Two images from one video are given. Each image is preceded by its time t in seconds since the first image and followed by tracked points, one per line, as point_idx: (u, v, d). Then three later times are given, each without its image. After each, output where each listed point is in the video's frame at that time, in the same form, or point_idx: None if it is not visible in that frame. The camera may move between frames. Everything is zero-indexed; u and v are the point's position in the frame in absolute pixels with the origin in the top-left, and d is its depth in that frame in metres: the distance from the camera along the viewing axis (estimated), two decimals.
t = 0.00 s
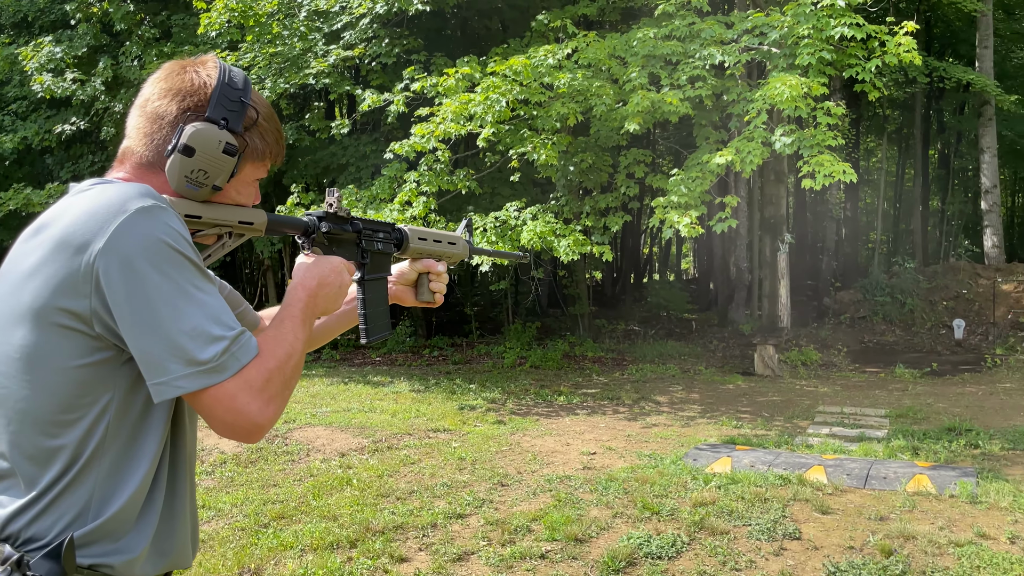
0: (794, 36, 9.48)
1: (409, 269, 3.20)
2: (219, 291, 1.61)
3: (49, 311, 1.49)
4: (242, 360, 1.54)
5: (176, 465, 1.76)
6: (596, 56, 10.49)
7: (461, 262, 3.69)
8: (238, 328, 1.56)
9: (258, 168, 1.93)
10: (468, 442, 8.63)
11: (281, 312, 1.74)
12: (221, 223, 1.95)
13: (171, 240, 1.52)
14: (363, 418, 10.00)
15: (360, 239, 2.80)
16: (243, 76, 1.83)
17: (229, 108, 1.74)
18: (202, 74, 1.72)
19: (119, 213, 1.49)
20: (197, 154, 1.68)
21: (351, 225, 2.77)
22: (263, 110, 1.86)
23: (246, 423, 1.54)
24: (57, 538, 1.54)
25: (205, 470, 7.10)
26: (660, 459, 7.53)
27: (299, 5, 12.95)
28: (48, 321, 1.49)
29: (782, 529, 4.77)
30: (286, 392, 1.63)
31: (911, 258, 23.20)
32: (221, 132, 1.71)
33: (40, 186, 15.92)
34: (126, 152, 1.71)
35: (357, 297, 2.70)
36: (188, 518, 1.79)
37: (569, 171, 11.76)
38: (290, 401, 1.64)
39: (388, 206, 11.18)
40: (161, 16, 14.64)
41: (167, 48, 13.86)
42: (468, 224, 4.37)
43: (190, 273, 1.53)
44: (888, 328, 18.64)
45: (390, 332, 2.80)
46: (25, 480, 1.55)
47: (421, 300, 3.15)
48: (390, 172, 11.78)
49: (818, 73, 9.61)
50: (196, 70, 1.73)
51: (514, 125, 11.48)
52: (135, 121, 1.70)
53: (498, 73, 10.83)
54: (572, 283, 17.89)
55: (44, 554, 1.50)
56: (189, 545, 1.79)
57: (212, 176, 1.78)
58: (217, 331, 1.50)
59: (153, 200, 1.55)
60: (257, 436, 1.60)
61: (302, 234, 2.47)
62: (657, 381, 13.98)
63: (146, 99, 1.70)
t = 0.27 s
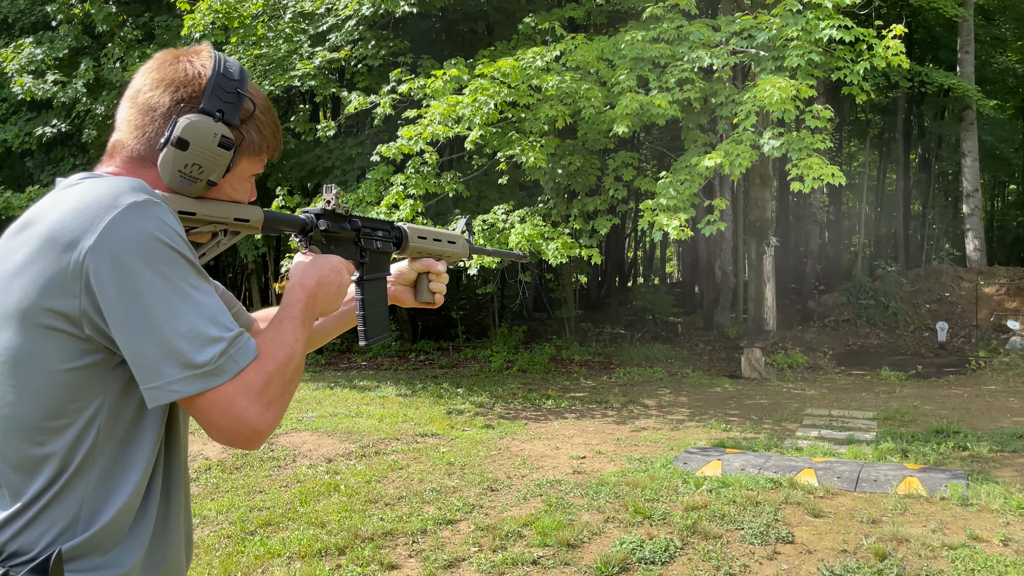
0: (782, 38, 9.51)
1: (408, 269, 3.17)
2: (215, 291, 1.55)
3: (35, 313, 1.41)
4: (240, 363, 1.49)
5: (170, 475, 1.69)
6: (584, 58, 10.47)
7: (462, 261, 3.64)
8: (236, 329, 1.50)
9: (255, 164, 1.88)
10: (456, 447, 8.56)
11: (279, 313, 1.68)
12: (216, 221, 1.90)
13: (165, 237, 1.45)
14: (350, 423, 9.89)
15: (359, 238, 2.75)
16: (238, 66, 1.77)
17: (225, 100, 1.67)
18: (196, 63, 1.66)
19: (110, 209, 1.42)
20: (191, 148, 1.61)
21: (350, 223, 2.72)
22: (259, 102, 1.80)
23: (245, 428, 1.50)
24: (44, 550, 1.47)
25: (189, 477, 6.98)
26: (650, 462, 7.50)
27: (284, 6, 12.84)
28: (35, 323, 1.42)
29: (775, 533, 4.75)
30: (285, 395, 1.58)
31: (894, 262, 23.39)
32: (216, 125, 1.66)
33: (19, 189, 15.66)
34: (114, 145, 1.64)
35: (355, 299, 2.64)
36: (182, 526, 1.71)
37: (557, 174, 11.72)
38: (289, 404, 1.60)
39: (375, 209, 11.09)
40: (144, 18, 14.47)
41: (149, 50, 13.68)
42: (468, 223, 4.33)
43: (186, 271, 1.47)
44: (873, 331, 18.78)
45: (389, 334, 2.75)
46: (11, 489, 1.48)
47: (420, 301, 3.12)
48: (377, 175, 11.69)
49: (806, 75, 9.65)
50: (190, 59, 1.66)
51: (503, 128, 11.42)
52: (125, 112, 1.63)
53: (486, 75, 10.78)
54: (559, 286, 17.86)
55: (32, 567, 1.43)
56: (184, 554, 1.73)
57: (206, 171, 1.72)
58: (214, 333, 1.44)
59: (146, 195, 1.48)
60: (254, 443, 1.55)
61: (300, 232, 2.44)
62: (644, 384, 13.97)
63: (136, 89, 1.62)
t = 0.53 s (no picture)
0: (772, 41, 9.57)
1: (408, 275, 3.12)
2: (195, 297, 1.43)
3: None
4: (221, 375, 1.37)
5: (155, 498, 1.58)
6: (574, 62, 10.47)
7: (464, 267, 3.62)
8: (216, 337, 1.38)
9: (242, 156, 1.81)
10: (446, 453, 8.48)
11: (265, 320, 1.57)
12: (200, 218, 1.83)
13: (138, 237, 1.32)
14: (337, 430, 9.78)
15: (354, 241, 2.68)
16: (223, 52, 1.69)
17: (209, 86, 1.60)
18: (176, 48, 1.57)
19: (76, 206, 1.29)
20: (172, 138, 1.54)
21: (347, 224, 2.65)
22: (245, 89, 1.72)
23: (226, 446, 1.37)
24: None
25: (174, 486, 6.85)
26: (642, 467, 7.46)
27: (270, 9, 12.73)
28: None
29: (771, 539, 4.72)
30: (272, 409, 1.47)
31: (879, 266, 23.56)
32: (199, 112, 1.59)
33: None
34: (88, 137, 1.56)
35: (351, 303, 2.59)
36: (170, 549, 1.59)
37: (546, 178, 11.68)
38: (276, 418, 1.48)
39: (363, 213, 11.00)
40: (127, 20, 14.29)
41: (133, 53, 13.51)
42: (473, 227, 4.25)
43: (160, 274, 1.34)
44: (857, 335, 18.89)
45: (385, 342, 2.69)
46: None
47: (420, 309, 3.04)
48: (364, 179, 11.59)
49: (797, 79, 9.70)
50: (170, 44, 1.58)
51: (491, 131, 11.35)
52: (100, 102, 1.54)
53: (476, 78, 10.72)
54: (546, 291, 17.81)
55: None
56: None
57: (189, 163, 1.65)
58: (190, 342, 1.32)
59: (117, 191, 1.35)
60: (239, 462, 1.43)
61: (291, 232, 2.37)
62: (633, 389, 13.95)
63: (112, 76, 1.54)
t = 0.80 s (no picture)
0: (759, 45, 9.63)
1: (420, 281, 3.10)
2: (198, 305, 1.35)
3: None
4: (225, 390, 1.29)
5: (152, 519, 1.50)
6: (561, 65, 10.45)
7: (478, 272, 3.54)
8: (219, 349, 1.30)
9: (247, 154, 1.72)
10: (432, 460, 8.39)
11: (273, 329, 1.51)
12: (203, 221, 1.74)
13: (138, 243, 1.25)
14: (321, 436, 9.64)
15: (365, 245, 2.63)
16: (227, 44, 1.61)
17: (212, 80, 1.53)
18: (177, 38, 1.49)
19: (71, 208, 1.22)
20: (172, 136, 1.47)
21: (357, 228, 2.59)
22: (250, 84, 1.64)
23: (228, 466, 1.29)
24: None
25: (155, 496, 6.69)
26: (631, 473, 7.42)
27: (252, 10, 12.58)
28: None
29: (765, 545, 4.69)
30: (278, 426, 1.39)
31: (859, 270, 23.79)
32: (201, 109, 1.52)
33: None
34: (83, 133, 1.48)
35: (360, 310, 2.57)
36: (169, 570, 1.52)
37: (532, 181, 11.64)
38: (282, 436, 1.40)
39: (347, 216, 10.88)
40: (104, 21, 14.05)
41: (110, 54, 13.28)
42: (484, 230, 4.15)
43: (160, 281, 1.27)
44: (838, 338, 19.04)
45: (395, 352, 2.69)
46: None
47: (433, 316, 3.03)
48: (348, 182, 11.48)
49: (783, 82, 9.77)
50: (170, 34, 1.49)
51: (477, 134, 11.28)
52: (96, 96, 1.46)
53: (462, 81, 10.65)
54: (529, 295, 17.76)
55: None
56: None
57: (191, 163, 1.59)
58: (191, 354, 1.24)
59: (115, 192, 1.28)
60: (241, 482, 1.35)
61: (299, 235, 2.29)
62: (619, 393, 13.93)
63: (109, 70, 1.46)
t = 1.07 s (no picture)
0: (737, 50, 9.71)
1: (419, 283, 3.07)
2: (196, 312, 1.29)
3: None
4: (227, 403, 1.22)
5: (145, 535, 1.44)
6: (540, 67, 10.43)
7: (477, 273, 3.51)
8: (222, 359, 1.24)
9: (245, 156, 1.66)
10: (411, 466, 8.29)
11: (273, 336, 1.45)
12: (200, 224, 1.69)
13: (134, 246, 1.18)
14: (297, 443, 9.49)
15: (364, 246, 2.60)
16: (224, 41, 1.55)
17: (210, 78, 1.47)
18: (172, 34, 1.43)
19: (64, 210, 1.14)
20: (167, 135, 1.40)
21: (356, 229, 2.55)
22: (250, 84, 1.58)
23: (232, 481, 1.23)
24: None
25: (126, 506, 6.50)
26: (612, 478, 7.39)
27: (225, 11, 12.40)
28: None
29: (748, 549, 4.69)
30: (282, 439, 1.33)
31: (832, 274, 24.09)
32: (198, 107, 1.45)
33: None
34: (71, 131, 1.40)
35: (359, 315, 2.54)
36: None
37: (511, 185, 11.59)
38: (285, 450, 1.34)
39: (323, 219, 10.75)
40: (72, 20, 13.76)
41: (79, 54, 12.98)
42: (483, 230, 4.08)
43: (158, 287, 1.20)
44: (810, 341, 19.25)
45: (395, 357, 2.66)
46: None
47: (432, 319, 3.01)
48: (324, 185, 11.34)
49: (761, 86, 9.85)
50: (165, 30, 1.43)
51: (455, 138, 11.22)
52: (85, 94, 1.39)
53: (441, 83, 10.58)
54: (505, 299, 17.70)
55: None
56: None
57: (186, 164, 1.52)
58: (193, 364, 1.18)
59: (110, 192, 1.21)
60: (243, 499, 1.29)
61: (297, 238, 2.26)
62: (597, 397, 13.93)
63: (100, 65, 1.39)
